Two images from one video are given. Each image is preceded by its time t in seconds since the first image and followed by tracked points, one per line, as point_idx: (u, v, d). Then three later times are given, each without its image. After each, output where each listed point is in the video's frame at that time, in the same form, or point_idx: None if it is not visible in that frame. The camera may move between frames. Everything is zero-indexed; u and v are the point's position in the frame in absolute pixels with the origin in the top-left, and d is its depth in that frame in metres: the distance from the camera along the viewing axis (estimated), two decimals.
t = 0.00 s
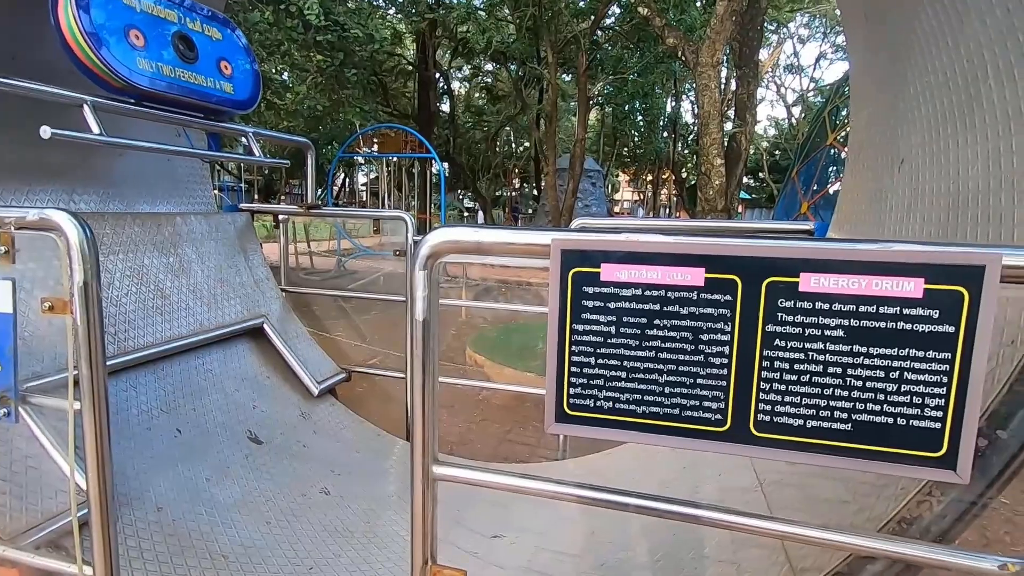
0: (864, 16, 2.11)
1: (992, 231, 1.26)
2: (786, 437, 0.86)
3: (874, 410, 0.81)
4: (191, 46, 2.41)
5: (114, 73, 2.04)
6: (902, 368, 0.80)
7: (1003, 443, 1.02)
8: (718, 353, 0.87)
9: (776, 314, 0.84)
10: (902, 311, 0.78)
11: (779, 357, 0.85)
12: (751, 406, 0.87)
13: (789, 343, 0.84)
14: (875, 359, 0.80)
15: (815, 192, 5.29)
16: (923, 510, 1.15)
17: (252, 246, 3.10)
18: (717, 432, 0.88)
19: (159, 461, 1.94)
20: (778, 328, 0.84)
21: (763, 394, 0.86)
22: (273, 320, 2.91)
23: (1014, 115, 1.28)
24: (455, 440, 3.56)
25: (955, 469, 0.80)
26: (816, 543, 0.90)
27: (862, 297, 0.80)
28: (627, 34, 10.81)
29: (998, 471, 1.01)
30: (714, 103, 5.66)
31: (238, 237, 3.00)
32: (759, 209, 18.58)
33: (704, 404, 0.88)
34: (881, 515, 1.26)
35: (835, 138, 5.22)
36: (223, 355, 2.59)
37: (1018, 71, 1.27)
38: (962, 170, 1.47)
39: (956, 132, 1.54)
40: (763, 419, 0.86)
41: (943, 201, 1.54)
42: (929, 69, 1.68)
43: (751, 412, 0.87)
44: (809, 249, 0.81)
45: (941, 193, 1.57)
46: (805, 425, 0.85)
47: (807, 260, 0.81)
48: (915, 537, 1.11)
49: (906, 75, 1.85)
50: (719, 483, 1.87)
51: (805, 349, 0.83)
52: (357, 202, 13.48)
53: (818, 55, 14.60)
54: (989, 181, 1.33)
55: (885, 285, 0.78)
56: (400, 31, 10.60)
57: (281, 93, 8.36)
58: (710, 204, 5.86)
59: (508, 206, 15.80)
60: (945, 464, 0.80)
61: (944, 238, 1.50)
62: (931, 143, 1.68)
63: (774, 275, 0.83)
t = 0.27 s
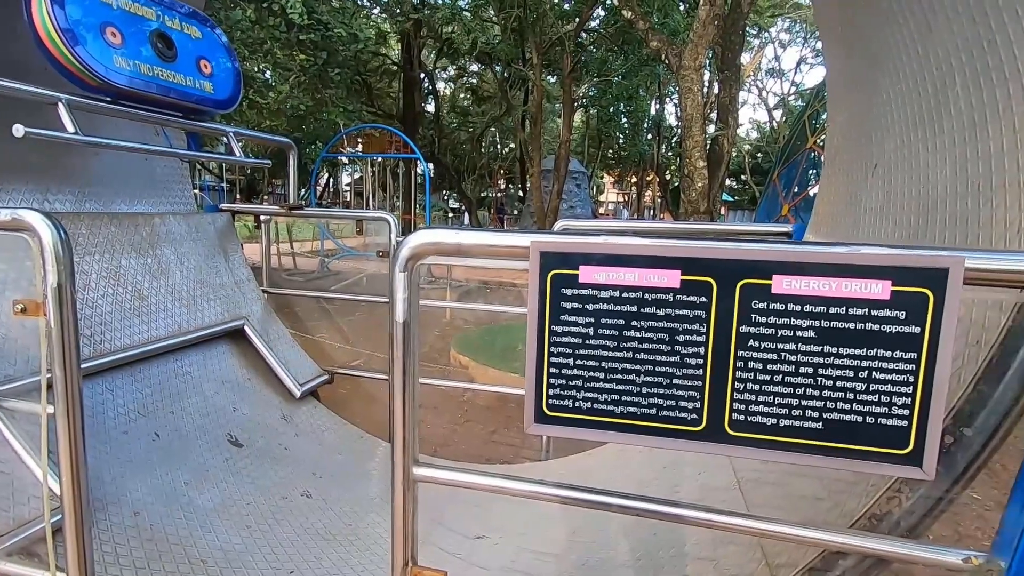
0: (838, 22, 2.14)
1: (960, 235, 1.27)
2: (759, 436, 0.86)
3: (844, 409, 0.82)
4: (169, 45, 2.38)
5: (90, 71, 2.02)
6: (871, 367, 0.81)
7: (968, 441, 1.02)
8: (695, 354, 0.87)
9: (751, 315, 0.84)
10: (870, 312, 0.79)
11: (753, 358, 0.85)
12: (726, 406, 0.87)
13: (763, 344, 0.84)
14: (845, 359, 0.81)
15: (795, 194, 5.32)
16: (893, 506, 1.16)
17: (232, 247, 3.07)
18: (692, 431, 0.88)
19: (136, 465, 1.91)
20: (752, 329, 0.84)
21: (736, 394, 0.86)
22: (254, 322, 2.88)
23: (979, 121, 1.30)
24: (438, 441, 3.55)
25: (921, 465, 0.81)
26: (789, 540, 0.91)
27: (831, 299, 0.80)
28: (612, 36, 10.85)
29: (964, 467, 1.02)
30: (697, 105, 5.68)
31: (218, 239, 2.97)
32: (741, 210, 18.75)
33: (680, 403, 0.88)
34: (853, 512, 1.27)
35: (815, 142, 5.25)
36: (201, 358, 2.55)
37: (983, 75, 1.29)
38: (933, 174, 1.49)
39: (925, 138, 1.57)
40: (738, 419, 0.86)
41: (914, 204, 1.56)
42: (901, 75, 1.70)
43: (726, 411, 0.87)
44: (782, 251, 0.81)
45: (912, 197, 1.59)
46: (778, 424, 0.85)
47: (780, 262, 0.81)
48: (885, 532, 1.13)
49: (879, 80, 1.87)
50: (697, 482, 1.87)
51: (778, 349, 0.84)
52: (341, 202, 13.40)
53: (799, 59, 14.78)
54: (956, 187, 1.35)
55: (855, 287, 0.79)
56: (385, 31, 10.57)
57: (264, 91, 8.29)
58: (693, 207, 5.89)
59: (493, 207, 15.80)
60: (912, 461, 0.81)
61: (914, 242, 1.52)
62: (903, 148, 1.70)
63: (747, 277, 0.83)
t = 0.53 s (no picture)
0: (820, 26, 2.15)
1: (938, 237, 1.29)
2: (741, 436, 0.86)
3: (824, 409, 0.82)
4: (153, 44, 2.36)
5: (70, 70, 2.00)
6: (850, 368, 0.81)
7: (945, 440, 1.04)
8: (677, 355, 0.87)
9: (732, 316, 0.84)
10: (848, 313, 0.80)
11: (734, 358, 0.85)
12: (707, 406, 0.87)
13: (744, 344, 0.84)
14: (824, 360, 0.81)
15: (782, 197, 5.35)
16: (874, 504, 1.17)
17: (218, 249, 3.04)
18: (675, 432, 0.88)
19: (117, 470, 1.88)
20: (734, 330, 0.84)
21: (718, 395, 0.86)
22: (239, 324, 2.86)
23: (956, 124, 1.32)
24: (426, 443, 3.54)
25: (900, 463, 0.81)
26: (771, 540, 0.91)
27: (811, 300, 0.81)
28: (601, 39, 10.88)
29: (942, 465, 1.03)
30: (686, 107, 5.71)
31: (203, 240, 2.95)
32: (729, 212, 18.86)
33: (662, 403, 0.88)
34: (835, 510, 1.28)
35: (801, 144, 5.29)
36: (184, 360, 2.53)
37: (961, 78, 1.31)
38: (913, 176, 1.50)
39: (905, 141, 1.58)
40: (720, 419, 0.87)
41: (894, 207, 1.57)
42: (881, 79, 1.71)
43: (708, 412, 0.87)
44: (761, 253, 0.81)
45: (892, 200, 1.60)
46: (759, 424, 0.86)
47: (760, 264, 0.82)
48: (866, 531, 1.14)
49: (861, 83, 1.88)
50: (683, 482, 1.88)
51: (758, 350, 0.84)
52: (329, 203, 13.34)
53: (786, 63, 14.89)
54: (935, 189, 1.36)
55: (834, 288, 0.80)
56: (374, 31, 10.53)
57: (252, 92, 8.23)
58: (681, 208, 5.92)
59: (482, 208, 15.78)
60: (890, 459, 0.81)
61: (894, 244, 1.53)
62: (884, 151, 1.72)
63: (729, 278, 0.83)
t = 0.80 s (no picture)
0: (811, 27, 2.15)
1: (927, 237, 1.29)
2: (729, 437, 0.86)
3: (811, 409, 0.82)
4: (142, 44, 2.34)
5: (56, 69, 1.98)
6: (836, 368, 0.81)
7: (933, 440, 1.04)
8: (665, 356, 0.87)
9: (719, 317, 0.84)
10: (836, 314, 0.80)
11: (722, 359, 0.85)
12: (696, 408, 0.87)
13: (732, 345, 0.84)
14: (811, 360, 0.81)
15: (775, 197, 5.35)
16: (861, 505, 1.17)
17: (208, 249, 3.03)
18: (663, 432, 0.88)
19: (105, 473, 1.87)
20: (722, 331, 0.84)
21: (706, 396, 0.86)
22: (230, 325, 2.85)
23: (944, 125, 1.32)
24: (420, 444, 3.53)
25: (887, 464, 0.81)
26: (759, 540, 0.91)
27: (799, 301, 0.81)
28: (595, 40, 10.89)
29: (930, 464, 1.03)
30: (679, 109, 5.72)
31: (193, 241, 2.93)
32: (723, 213, 18.91)
33: (650, 404, 0.88)
34: (825, 510, 1.28)
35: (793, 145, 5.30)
36: (175, 362, 2.51)
37: (947, 80, 1.31)
38: (902, 177, 1.50)
39: (894, 142, 1.58)
40: (708, 419, 0.86)
41: (884, 207, 1.58)
42: (871, 80, 1.72)
43: (696, 412, 0.87)
44: (749, 253, 0.81)
45: (881, 200, 1.60)
46: (748, 424, 0.85)
47: (748, 265, 0.81)
48: (854, 531, 1.14)
49: (850, 84, 1.89)
50: (674, 482, 1.88)
51: (746, 350, 0.84)
52: (324, 204, 13.31)
53: (779, 65, 14.95)
54: (923, 190, 1.37)
55: (821, 289, 0.80)
56: (368, 32, 10.51)
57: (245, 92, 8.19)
58: (675, 209, 5.92)
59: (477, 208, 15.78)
60: (877, 459, 0.81)
61: (883, 244, 1.53)
62: (874, 151, 1.72)
63: (715, 278, 0.83)
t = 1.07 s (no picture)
0: (804, 25, 2.15)
1: (920, 233, 1.28)
2: (720, 435, 0.85)
3: (802, 407, 0.82)
4: (133, 42, 2.33)
5: (45, 68, 1.98)
6: (827, 365, 0.80)
7: (925, 438, 1.03)
8: (655, 353, 0.86)
9: (709, 315, 0.83)
10: (826, 311, 0.79)
11: (712, 357, 0.84)
12: (686, 406, 0.86)
13: (722, 342, 0.83)
14: (802, 357, 0.81)
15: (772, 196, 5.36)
16: (854, 503, 1.16)
17: (202, 250, 3.02)
18: (653, 431, 0.87)
19: (96, 475, 1.86)
20: (711, 328, 0.83)
21: (696, 394, 0.85)
22: (224, 326, 2.83)
23: (936, 121, 1.31)
24: (416, 445, 3.51)
25: (878, 462, 0.80)
26: (750, 539, 0.90)
27: (789, 298, 0.80)
28: (592, 40, 10.87)
29: (922, 462, 1.03)
30: (677, 108, 5.72)
31: (187, 241, 2.92)
32: (720, 213, 18.91)
33: (641, 403, 0.87)
34: (819, 509, 1.28)
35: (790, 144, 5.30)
36: (167, 362, 2.50)
37: (939, 76, 1.30)
38: (895, 174, 1.49)
39: (887, 139, 1.58)
40: (698, 418, 0.85)
41: (877, 204, 1.57)
42: (864, 77, 1.71)
43: (686, 410, 0.86)
44: (738, 250, 0.80)
45: (875, 197, 1.60)
46: (738, 422, 0.84)
47: (737, 261, 0.81)
48: (847, 529, 1.13)
49: (844, 82, 1.88)
50: (669, 481, 1.88)
51: (736, 348, 0.83)
52: (321, 204, 13.30)
53: (776, 64, 14.96)
54: (916, 186, 1.36)
55: (811, 285, 0.79)
56: (364, 32, 10.49)
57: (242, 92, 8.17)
58: (672, 208, 5.92)
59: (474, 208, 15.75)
60: (869, 457, 0.80)
61: (876, 241, 1.52)
62: (867, 149, 1.71)
63: (706, 276, 0.82)
